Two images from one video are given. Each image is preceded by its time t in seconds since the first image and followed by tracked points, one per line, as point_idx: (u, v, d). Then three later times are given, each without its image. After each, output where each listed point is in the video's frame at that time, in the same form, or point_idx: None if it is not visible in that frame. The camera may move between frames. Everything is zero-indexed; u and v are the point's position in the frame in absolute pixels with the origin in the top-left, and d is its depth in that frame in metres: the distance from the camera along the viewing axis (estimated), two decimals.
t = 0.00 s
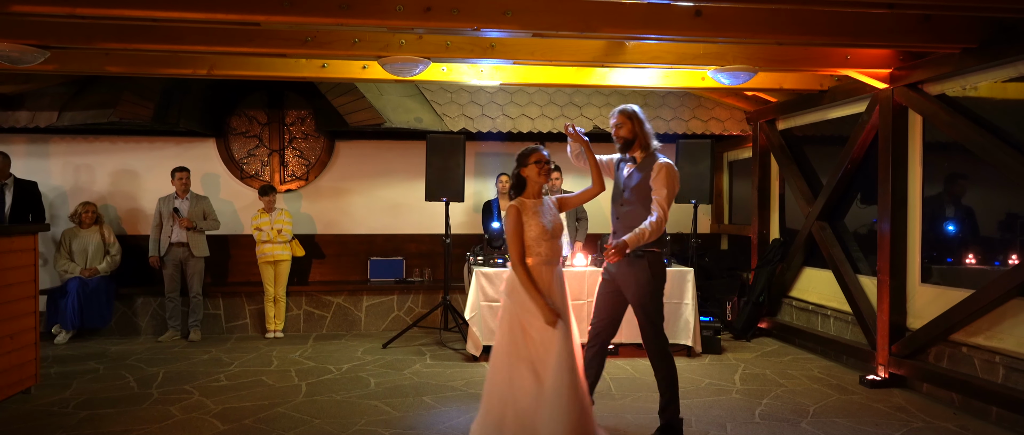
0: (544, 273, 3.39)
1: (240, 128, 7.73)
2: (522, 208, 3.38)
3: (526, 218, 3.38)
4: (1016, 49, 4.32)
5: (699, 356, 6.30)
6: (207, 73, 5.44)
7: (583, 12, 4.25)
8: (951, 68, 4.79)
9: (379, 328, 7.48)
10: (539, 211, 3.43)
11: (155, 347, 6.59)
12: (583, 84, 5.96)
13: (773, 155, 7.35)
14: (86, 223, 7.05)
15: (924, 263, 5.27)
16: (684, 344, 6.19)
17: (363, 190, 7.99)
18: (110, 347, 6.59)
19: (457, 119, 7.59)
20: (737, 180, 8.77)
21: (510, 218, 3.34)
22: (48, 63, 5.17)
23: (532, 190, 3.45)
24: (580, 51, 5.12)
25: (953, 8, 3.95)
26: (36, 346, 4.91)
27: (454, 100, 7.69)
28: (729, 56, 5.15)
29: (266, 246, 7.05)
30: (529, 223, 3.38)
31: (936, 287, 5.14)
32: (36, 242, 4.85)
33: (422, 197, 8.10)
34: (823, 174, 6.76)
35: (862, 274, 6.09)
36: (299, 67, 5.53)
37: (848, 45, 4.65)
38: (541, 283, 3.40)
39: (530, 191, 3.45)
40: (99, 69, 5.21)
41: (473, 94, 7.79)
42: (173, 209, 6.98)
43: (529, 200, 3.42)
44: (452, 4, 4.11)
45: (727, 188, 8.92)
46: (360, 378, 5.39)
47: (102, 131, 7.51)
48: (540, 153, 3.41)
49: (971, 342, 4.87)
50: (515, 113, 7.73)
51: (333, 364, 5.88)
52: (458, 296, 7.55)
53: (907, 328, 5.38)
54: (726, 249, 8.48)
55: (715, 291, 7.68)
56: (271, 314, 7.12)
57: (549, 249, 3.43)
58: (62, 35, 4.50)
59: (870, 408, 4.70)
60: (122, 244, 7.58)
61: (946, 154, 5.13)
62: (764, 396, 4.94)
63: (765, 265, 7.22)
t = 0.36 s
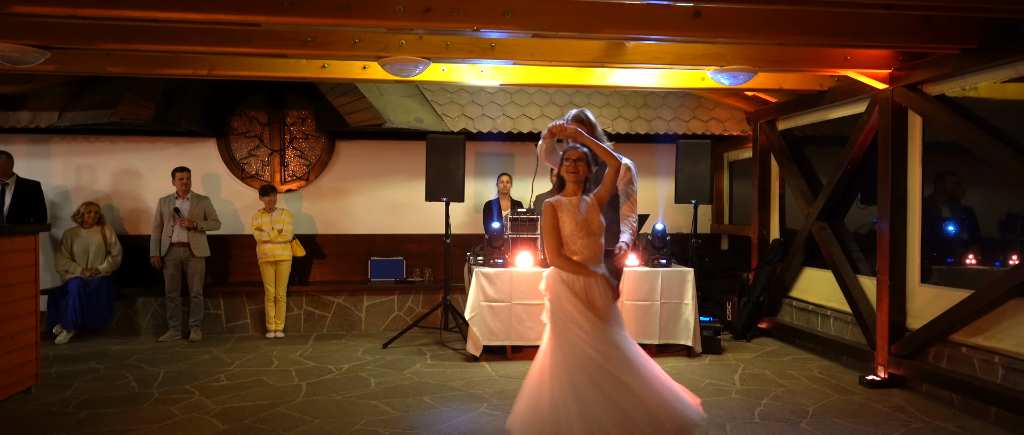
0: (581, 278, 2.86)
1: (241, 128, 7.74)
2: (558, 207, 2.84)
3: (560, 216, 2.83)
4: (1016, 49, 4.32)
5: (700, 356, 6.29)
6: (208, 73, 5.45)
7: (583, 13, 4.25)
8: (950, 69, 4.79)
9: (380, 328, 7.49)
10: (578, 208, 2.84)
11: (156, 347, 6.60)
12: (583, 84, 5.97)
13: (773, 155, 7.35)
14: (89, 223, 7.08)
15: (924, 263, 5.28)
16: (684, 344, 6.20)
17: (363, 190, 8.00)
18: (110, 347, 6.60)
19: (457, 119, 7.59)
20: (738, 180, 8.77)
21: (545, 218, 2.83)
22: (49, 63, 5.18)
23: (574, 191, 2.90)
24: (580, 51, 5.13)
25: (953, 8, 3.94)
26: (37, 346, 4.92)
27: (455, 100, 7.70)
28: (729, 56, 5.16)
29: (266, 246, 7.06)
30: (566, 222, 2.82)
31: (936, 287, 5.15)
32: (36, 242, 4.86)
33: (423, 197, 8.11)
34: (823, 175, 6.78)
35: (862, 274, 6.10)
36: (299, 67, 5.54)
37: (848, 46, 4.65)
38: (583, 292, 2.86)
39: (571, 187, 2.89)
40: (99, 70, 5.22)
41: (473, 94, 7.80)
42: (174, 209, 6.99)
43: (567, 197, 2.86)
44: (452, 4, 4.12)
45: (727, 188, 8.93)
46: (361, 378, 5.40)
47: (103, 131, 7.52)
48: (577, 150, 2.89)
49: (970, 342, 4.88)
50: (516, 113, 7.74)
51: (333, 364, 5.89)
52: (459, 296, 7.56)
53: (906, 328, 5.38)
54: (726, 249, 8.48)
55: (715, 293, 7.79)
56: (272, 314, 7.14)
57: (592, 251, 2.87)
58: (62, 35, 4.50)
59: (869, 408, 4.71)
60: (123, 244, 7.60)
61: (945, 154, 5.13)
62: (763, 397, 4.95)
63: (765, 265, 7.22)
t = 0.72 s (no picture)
0: (601, 273, 3.35)
1: (242, 128, 7.75)
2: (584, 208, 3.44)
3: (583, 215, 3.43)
4: (1019, 49, 4.31)
5: (701, 356, 6.28)
6: (210, 73, 5.46)
7: (584, 13, 4.25)
8: (953, 68, 4.78)
9: (381, 328, 7.50)
10: (604, 212, 3.37)
11: (159, 346, 6.61)
12: (585, 84, 5.96)
13: (775, 155, 7.34)
14: (91, 223, 7.09)
15: (926, 264, 5.27)
16: (686, 344, 6.19)
17: (364, 190, 8.00)
18: (112, 346, 6.61)
19: (458, 119, 7.59)
20: (739, 180, 8.75)
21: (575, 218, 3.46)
22: (52, 63, 5.19)
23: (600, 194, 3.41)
24: (582, 51, 5.12)
25: (955, 8, 3.93)
26: (39, 345, 4.93)
27: (457, 100, 7.70)
28: (731, 56, 5.15)
29: (268, 246, 7.07)
30: (590, 221, 3.39)
31: (938, 288, 5.14)
32: (38, 241, 4.86)
33: (424, 197, 8.11)
34: (825, 175, 6.76)
35: (864, 274, 6.10)
36: (301, 67, 5.54)
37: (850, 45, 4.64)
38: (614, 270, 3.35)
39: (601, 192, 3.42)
40: (101, 70, 5.23)
41: (475, 94, 7.80)
42: (176, 208, 6.99)
43: (599, 200, 3.38)
44: (453, 4, 4.12)
45: (729, 188, 8.92)
46: (363, 378, 5.40)
47: (105, 131, 7.53)
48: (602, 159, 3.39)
49: (973, 342, 4.87)
50: (517, 113, 7.74)
51: (335, 364, 5.89)
52: (460, 296, 7.56)
53: (908, 328, 5.37)
54: (728, 250, 8.47)
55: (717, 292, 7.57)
56: (274, 314, 7.15)
57: (618, 252, 3.36)
58: (64, 35, 4.51)
59: (871, 409, 4.70)
60: (125, 244, 7.62)
61: (947, 154, 5.12)
62: (765, 397, 4.94)
63: (766, 265, 7.22)
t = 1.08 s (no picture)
0: (608, 273, 3.35)
1: (243, 128, 7.75)
2: (595, 204, 3.42)
3: (595, 211, 3.43)
4: (1019, 48, 4.31)
5: (702, 356, 6.29)
6: (210, 73, 5.46)
7: (585, 12, 4.26)
8: (953, 68, 4.79)
9: (382, 328, 7.50)
10: (615, 209, 3.39)
11: (160, 346, 6.62)
12: (585, 84, 5.97)
13: (776, 154, 7.35)
14: (91, 223, 7.10)
15: (927, 263, 5.28)
16: (687, 344, 6.19)
17: (365, 189, 8.00)
18: (113, 346, 6.61)
19: (459, 119, 7.59)
20: (740, 180, 8.75)
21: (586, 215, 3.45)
22: (53, 63, 5.19)
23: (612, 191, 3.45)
24: (583, 51, 5.13)
25: (955, 8, 3.94)
26: (40, 345, 4.93)
27: (457, 100, 7.71)
28: (731, 56, 5.16)
29: (269, 246, 7.08)
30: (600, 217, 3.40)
31: (938, 287, 5.14)
32: (38, 241, 4.86)
33: (425, 197, 8.12)
34: (825, 175, 6.76)
35: (864, 274, 6.10)
36: (302, 67, 5.55)
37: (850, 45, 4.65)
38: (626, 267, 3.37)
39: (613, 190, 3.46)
40: (102, 69, 5.24)
41: (475, 94, 7.80)
42: (176, 208, 6.99)
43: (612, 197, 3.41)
44: (455, 4, 4.13)
45: (729, 188, 8.92)
46: (364, 377, 5.41)
47: (106, 131, 7.54)
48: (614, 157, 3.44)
49: (973, 342, 4.87)
50: (518, 113, 7.74)
51: (335, 363, 5.90)
52: (461, 296, 7.57)
53: (909, 328, 5.38)
54: (729, 250, 8.47)
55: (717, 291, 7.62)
56: (275, 314, 7.15)
57: (625, 252, 3.37)
58: (65, 35, 4.52)
59: (871, 408, 4.70)
60: (126, 244, 7.62)
61: (947, 154, 5.13)
62: (765, 396, 4.95)
63: (767, 264, 7.23)
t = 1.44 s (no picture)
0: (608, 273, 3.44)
1: (243, 127, 7.75)
2: (593, 204, 3.48)
3: (595, 213, 3.48)
4: (1019, 48, 4.31)
5: (702, 355, 6.28)
6: (210, 73, 5.46)
7: (585, 12, 4.26)
8: (953, 68, 4.79)
9: (383, 327, 7.50)
10: (616, 211, 3.49)
11: (160, 346, 6.61)
12: (585, 84, 5.96)
13: (776, 154, 7.36)
14: (92, 222, 7.09)
15: (927, 263, 5.27)
16: (687, 343, 6.19)
17: (365, 189, 8.00)
18: (113, 346, 6.61)
19: (459, 118, 7.59)
20: (740, 180, 8.74)
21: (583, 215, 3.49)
22: (52, 62, 5.20)
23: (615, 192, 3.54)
24: (583, 50, 5.12)
25: (957, 7, 3.93)
26: (40, 345, 4.93)
27: (457, 99, 7.70)
28: (732, 55, 5.15)
29: (269, 245, 7.07)
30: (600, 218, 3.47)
31: (939, 287, 5.14)
32: (38, 241, 4.85)
33: (425, 197, 8.11)
34: (825, 174, 6.74)
35: (865, 274, 6.09)
36: (302, 66, 5.55)
37: (851, 45, 4.65)
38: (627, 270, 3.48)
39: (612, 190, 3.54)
40: (102, 69, 5.23)
41: (476, 93, 7.79)
42: (176, 208, 6.99)
43: (611, 198, 3.51)
44: (455, 3, 4.12)
45: (730, 188, 8.93)
46: (364, 377, 5.41)
47: (106, 130, 7.53)
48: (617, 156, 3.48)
49: (973, 342, 4.87)
50: (519, 113, 7.74)
51: (335, 363, 5.89)
52: (461, 295, 7.57)
53: (909, 327, 5.38)
54: (729, 249, 8.47)
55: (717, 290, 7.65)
56: (275, 313, 7.15)
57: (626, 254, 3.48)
58: (66, 35, 4.51)
59: (872, 408, 4.70)
60: (126, 243, 7.62)
61: (948, 153, 5.12)
62: (766, 396, 4.94)
63: (767, 264, 7.24)
